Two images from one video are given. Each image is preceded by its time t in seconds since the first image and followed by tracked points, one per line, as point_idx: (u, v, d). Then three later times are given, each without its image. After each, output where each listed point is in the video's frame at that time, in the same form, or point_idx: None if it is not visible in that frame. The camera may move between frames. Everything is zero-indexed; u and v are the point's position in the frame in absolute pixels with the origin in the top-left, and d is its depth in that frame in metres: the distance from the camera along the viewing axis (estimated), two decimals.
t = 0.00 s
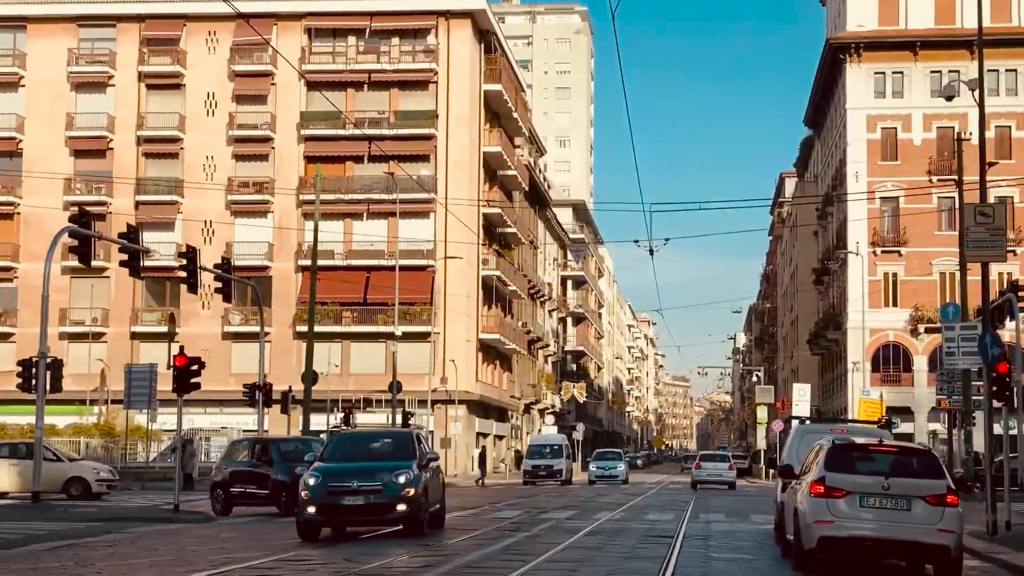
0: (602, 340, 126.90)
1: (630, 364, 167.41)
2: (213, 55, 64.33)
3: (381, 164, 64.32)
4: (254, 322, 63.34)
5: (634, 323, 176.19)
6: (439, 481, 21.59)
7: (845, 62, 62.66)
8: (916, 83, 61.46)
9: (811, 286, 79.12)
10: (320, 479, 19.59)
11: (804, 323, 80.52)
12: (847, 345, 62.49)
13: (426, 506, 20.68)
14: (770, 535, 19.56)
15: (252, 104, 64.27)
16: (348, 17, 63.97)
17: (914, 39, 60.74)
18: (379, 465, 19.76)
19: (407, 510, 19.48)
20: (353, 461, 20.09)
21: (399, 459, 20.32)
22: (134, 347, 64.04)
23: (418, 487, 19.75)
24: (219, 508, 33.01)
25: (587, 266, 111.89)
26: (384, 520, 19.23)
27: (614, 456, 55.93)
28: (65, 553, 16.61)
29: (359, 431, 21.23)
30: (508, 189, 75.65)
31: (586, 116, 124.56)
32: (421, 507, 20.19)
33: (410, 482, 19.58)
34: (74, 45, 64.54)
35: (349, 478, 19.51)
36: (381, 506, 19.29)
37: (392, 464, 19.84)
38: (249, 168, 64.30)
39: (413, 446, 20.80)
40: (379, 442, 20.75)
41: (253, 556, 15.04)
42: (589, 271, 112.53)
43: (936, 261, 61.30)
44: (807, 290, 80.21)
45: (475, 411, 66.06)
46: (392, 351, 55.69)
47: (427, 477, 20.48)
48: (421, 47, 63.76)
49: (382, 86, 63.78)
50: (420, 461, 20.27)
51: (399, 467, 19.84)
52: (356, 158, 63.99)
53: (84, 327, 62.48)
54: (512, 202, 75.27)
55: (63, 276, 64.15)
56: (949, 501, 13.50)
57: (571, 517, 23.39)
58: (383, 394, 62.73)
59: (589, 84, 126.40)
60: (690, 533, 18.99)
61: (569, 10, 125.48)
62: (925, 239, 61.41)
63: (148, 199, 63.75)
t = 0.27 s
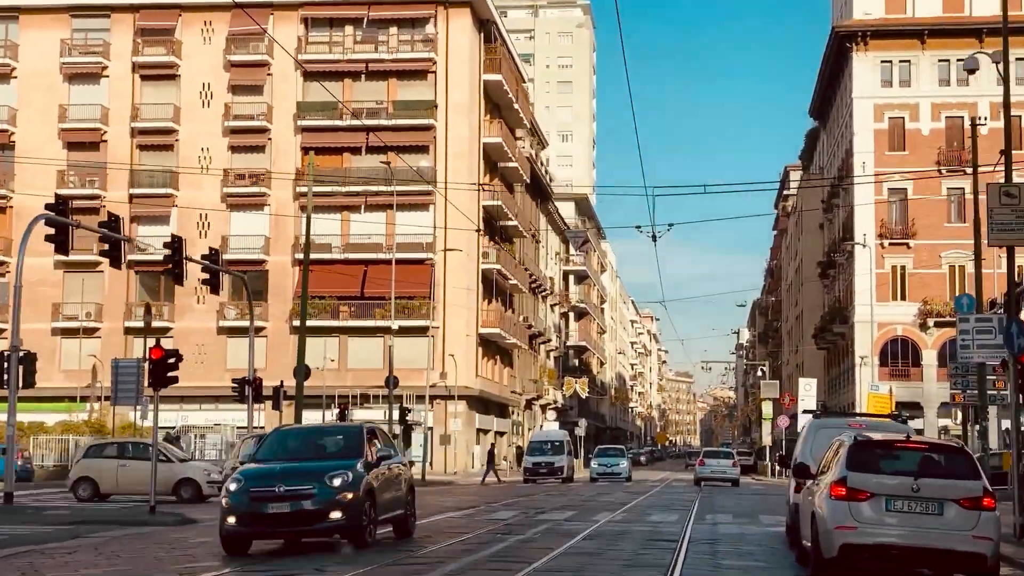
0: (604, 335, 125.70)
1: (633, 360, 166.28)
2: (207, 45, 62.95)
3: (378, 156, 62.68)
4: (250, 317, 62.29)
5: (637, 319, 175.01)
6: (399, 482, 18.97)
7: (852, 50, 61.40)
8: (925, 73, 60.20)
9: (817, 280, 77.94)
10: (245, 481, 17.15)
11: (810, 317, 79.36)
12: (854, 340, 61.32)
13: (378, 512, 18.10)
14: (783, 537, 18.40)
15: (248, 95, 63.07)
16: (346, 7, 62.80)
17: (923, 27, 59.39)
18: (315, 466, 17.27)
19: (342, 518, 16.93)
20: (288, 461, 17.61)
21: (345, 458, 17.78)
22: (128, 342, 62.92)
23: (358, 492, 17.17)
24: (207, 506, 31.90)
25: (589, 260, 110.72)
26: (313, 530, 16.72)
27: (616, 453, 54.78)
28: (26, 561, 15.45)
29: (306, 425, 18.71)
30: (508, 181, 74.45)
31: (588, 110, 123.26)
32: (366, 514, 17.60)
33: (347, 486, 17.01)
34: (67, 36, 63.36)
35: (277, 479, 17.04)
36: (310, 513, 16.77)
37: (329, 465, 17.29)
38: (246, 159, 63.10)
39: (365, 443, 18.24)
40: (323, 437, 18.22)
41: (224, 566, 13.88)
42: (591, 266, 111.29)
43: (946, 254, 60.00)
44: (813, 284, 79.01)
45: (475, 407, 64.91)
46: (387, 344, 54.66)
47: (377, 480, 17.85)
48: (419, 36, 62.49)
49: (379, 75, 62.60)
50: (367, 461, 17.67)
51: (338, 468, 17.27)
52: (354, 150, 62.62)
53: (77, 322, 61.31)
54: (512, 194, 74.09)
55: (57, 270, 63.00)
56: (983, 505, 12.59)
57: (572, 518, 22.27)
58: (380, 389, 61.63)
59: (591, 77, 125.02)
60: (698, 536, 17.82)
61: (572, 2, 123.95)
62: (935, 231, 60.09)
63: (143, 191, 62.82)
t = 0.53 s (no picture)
0: (608, 331, 124.36)
1: (637, 356, 165.02)
2: (204, 34, 61.70)
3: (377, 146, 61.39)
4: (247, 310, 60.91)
5: (640, 315, 173.67)
6: (338, 484, 15.65)
7: (863, 37, 60.45)
8: (938, 59, 59.38)
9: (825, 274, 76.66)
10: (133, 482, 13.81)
11: (818, 311, 78.09)
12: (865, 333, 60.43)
13: (308, 521, 14.80)
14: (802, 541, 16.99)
15: (244, 85, 61.76)
16: None
17: (936, 13, 58.63)
18: (219, 464, 13.92)
19: (250, 526, 13.58)
20: (193, 457, 14.36)
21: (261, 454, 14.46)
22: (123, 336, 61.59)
23: (271, 495, 13.84)
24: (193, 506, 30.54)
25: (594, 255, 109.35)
26: (212, 542, 13.39)
27: (620, 449, 53.53)
28: None
29: (224, 416, 15.48)
30: (511, 173, 73.13)
31: (592, 104, 121.88)
32: (283, 524, 14.23)
33: (255, 488, 13.68)
34: (61, 24, 62.00)
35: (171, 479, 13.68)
36: (207, 522, 13.43)
37: (236, 464, 13.95)
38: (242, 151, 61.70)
39: (290, 437, 14.93)
40: (241, 430, 14.99)
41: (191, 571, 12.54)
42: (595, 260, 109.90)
43: (961, 245, 59.09)
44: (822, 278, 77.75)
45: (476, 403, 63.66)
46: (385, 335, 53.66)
47: (299, 482, 14.50)
48: (420, 24, 61.20)
49: (378, 64, 61.28)
50: (287, 459, 14.35)
51: (247, 466, 13.94)
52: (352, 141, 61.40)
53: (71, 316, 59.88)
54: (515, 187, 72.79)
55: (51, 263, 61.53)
56: None
57: (573, 518, 20.94)
58: (379, 384, 60.39)
59: (596, 71, 123.62)
60: (711, 539, 16.46)
61: None
62: (947, 221, 59.32)
63: (137, 182, 61.23)
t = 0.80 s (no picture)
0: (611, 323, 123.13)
1: (641, 350, 163.75)
2: (198, 19, 60.52)
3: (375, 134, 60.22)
4: (243, 301, 59.72)
5: (644, 308, 172.41)
6: (228, 486, 13.28)
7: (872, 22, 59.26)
8: (949, 44, 58.10)
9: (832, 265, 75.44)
10: None
11: (824, 302, 76.84)
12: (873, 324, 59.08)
13: (187, 530, 12.40)
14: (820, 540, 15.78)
15: (239, 70, 60.52)
16: None
17: None
18: (61, 463, 11.37)
19: (100, 539, 11.06)
20: (39, 454, 11.79)
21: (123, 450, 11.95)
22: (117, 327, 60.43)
23: (126, 501, 11.30)
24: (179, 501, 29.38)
25: (597, 246, 108.10)
26: (50, 560, 10.89)
27: (623, 442, 52.32)
28: None
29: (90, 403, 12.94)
30: (512, 162, 71.91)
31: (595, 95, 120.53)
32: (148, 534, 11.72)
33: (106, 492, 11.16)
34: (52, 8, 60.69)
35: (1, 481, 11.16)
36: (45, 535, 10.92)
37: (84, 463, 11.41)
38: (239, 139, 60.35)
39: (162, 429, 12.39)
40: (110, 421, 12.52)
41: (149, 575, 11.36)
42: (598, 252, 108.66)
43: (971, 234, 57.81)
44: (828, 269, 76.53)
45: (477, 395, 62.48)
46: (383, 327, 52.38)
47: (170, 484, 11.99)
48: (419, 9, 59.95)
49: (376, 50, 60.03)
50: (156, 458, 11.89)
51: (99, 465, 11.40)
52: (349, 127, 60.00)
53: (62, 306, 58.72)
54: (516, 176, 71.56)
55: (42, 252, 60.37)
56: None
57: (574, 515, 19.74)
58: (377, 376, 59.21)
59: (599, 61, 122.24)
60: (720, 538, 15.26)
61: None
62: (956, 209, 58.06)
63: (130, 169, 59.96)
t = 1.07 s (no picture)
0: (614, 315, 121.85)
1: (644, 343, 162.58)
2: (193, 4, 59.50)
3: (373, 121, 58.99)
4: (237, 291, 58.51)
5: (648, 301, 171.23)
6: (63, 499, 9.94)
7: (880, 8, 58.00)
8: (957, 29, 56.86)
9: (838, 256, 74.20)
10: None
11: (830, 293, 75.62)
12: (881, 316, 57.82)
13: None
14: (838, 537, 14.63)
15: (234, 55, 59.36)
16: None
17: None
18: None
19: None
20: None
21: None
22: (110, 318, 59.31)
23: None
24: (166, 494, 28.35)
25: (599, 238, 106.89)
26: None
27: (626, 436, 51.11)
28: None
29: None
30: (513, 151, 70.69)
31: (598, 86, 119.21)
32: None
33: None
34: None
35: None
36: None
37: None
38: (234, 125, 59.26)
39: None
40: None
41: None
42: (601, 243, 107.43)
43: (980, 223, 56.55)
44: (835, 260, 75.27)
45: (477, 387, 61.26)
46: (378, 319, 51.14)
47: None
48: None
49: (374, 35, 58.77)
50: None
51: None
52: (347, 114, 58.84)
53: (54, 296, 57.59)
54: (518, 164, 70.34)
55: (33, 241, 59.24)
56: None
57: (573, 513, 18.50)
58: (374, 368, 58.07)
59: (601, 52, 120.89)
60: (729, 538, 14.15)
61: None
62: (965, 199, 56.72)
63: (123, 157, 58.60)
